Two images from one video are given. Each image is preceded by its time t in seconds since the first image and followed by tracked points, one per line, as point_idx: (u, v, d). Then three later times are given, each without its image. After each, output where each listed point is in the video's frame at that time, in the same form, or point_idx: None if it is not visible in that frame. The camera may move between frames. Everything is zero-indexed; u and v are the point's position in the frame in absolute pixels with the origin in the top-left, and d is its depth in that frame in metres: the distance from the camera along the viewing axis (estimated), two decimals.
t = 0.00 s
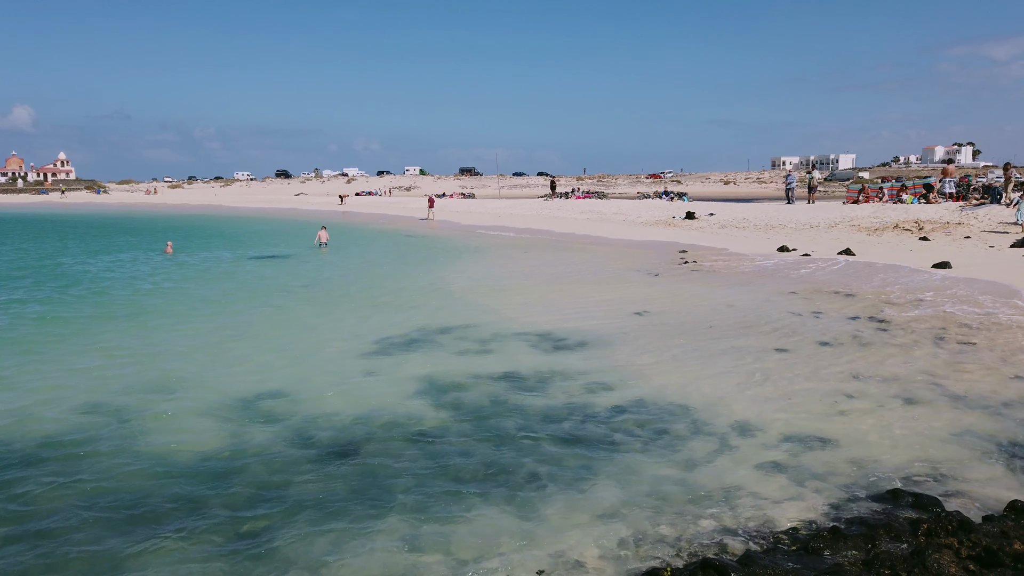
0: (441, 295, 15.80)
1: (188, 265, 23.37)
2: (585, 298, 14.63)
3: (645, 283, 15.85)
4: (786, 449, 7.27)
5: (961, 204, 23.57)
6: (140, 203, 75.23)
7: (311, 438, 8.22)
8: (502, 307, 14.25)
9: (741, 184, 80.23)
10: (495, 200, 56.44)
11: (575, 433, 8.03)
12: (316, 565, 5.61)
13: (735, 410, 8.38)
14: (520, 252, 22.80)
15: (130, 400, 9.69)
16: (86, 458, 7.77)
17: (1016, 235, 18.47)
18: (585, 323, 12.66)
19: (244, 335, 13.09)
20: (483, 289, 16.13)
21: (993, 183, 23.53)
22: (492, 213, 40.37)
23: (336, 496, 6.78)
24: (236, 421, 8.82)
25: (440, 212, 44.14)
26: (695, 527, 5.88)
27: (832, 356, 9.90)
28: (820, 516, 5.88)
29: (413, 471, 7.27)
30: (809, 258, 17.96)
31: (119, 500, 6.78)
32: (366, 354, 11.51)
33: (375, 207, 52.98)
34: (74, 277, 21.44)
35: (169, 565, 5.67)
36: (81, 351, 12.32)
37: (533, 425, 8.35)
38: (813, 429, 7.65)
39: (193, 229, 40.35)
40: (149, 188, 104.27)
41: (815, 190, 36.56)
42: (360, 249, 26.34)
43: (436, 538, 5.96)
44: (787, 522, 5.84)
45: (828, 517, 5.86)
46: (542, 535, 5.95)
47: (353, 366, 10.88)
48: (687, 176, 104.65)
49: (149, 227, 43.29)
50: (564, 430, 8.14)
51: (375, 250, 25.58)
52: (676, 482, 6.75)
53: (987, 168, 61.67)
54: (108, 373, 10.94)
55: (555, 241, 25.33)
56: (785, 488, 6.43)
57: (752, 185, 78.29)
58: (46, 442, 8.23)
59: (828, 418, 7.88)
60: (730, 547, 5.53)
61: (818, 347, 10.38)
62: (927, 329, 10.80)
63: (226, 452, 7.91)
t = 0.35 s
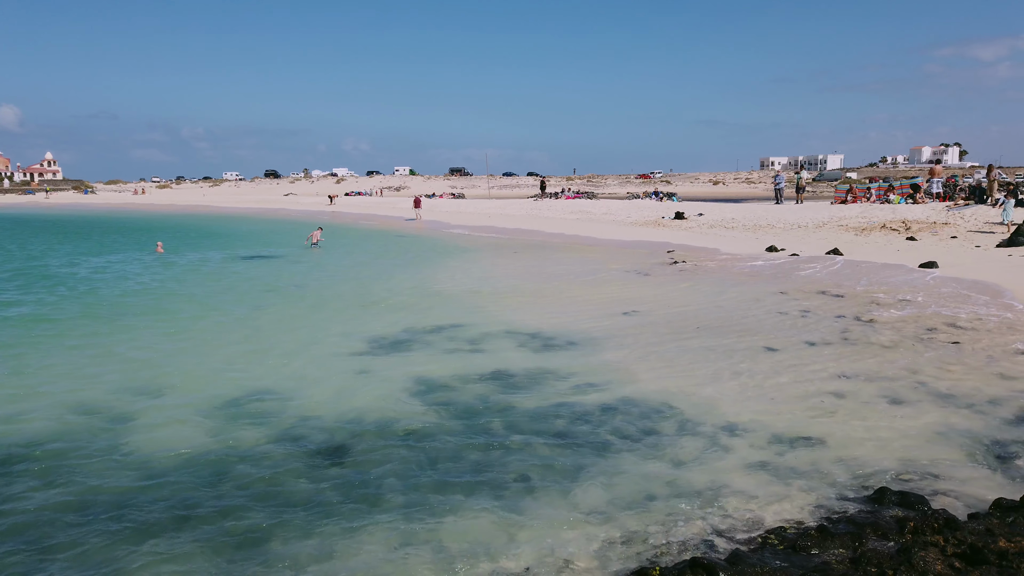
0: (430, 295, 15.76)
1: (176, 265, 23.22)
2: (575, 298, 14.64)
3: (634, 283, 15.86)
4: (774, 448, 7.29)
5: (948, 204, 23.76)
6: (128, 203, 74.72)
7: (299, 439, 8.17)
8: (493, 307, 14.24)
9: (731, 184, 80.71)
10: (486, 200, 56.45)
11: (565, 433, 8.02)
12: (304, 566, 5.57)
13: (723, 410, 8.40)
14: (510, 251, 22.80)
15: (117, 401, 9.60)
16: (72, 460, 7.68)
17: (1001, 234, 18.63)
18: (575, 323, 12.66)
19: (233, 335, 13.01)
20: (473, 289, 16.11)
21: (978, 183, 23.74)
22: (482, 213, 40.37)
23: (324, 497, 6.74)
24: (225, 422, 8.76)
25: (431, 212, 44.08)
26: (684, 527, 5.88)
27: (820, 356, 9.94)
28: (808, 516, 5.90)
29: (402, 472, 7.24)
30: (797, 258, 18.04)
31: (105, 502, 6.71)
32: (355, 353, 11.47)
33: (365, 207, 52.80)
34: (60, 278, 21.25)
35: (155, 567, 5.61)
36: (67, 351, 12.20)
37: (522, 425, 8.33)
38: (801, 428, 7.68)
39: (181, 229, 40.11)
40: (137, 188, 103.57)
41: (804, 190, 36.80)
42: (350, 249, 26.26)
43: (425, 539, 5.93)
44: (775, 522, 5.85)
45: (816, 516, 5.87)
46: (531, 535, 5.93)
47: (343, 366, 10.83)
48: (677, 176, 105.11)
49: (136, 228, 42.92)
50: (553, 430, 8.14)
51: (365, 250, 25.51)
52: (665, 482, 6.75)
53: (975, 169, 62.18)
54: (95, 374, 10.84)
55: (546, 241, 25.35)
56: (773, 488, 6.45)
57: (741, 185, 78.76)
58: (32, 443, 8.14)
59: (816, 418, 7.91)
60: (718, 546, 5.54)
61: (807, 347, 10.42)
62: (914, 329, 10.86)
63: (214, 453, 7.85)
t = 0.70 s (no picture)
0: (420, 295, 15.70)
1: (163, 266, 23.04)
2: (565, 297, 14.64)
3: (623, 283, 15.88)
4: (762, 448, 7.32)
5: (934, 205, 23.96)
6: (115, 203, 74.10)
7: (289, 439, 8.13)
8: (483, 307, 14.22)
9: (720, 184, 81.15)
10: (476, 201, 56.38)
11: (554, 433, 8.02)
12: (292, 569, 5.53)
13: (712, 410, 8.42)
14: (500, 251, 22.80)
15: (103, 403, 9.51)
16: (57, 463, 7.61)
17: (986, 234, 18.81)
18: (564, 322, 12.66)
19: (221, 336, 12.93)
20: (463, 289, 16.09)
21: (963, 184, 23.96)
22: (472, 213, 40.36)
23: (312, 498, 6.70)
24: (213, 423, 8.70)
25: (420, 212, 44.01)
26: (673, 527, 5.89)
27: (808, 355, 9.99)
28: (795, 516, 5.92)
29: (391, 472, 7.21)
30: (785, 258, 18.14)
31: (90, 504, 6.64)
32: (346, 354, 11.42)
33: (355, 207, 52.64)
34: (46, 279, 21.05)
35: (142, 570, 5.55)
36: (53, 353, 12.08)
37: (511, 424, 8.32)
38: (789, 428, 7.71)
39: (168, 229, 39.81)
40: (124, 188, 102.75)
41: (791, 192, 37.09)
42: (339, 249, 26.15)
43: (413, 539, 5.91)
44: (763, 521, 5.87)
45: (803, 516, 5.90)
46: (520, 535, 5.92)
47: (333, 366, 10.79)
48: (666, 176, 105.43)
49: (123, 228, 42.64)
50: (543, 429, 8.14)
51: (354, 250, 25.44)
52: (654, 482, 6.77)
53: (961, 169, 62.81)
54: (81, 376, 10.74)
55: (535, 241, 25.36)
56: (761, 488, 6.48)
57: (730, 185, 79.24)
58: (17, 447, 8.06)
59: (803, 417, 7.95)
60: (704, 545, 5.57)
61: (794, 346, 10.47)
62: (901, 328, 10.94)
63: (202, 454, 7.79)
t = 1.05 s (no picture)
0: (408, 295, 15.65)
1: (149, 266, 22.82)
2: (553, 297, 14.63)
3: (611, 283, 15.89)
4: (750, 447, 7.35)
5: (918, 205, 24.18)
6: (100, 203, 73.38)
7: (277, 441, 8.08)
8: (471, 307, 14.19)
9: (707, 184, 81.58)
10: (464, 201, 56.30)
11: (542, 433, 8.01)
12: (279, 570, 5.49)
13: (699, 409, 8.45)
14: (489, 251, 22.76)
15: (88, 405, 9.41)
16: (41, 466, 7.52)
17: (970, 234, 19.00)
18: (553, 322, 12.66)
19: (208, 337, 12.85)
20: (451, 289, 16.05)
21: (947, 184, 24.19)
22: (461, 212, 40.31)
23: (299, 499, 6.66)
24: (199, 425, 8.63)
25: (409, 212, 43.89)
26: (661, 526, 5.90)
27: (795, 355, 10.04)
28: (782, 514, 5.95)
29: (379, 473, 7.18)
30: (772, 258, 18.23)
31: (74, 507, 6.56)
32: (333, 354, 11.36)
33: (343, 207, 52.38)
34: (30, 280, 20.81)
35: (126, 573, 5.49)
36: (38, 355, 11.96)
37: (500, 425, 8.31)
38: (776, 427, 7.75)
39: (154, 229, 39.47)
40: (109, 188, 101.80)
41: (777, 192, 37.31)
42: (327, 249, 26.02)
43: (401, 540, 5.88)
44: (751, 520, 5.90)
45: (790, 514, 5.93)
46: (508, 535, 5.91)
47: (320, 367, 10.74)
48: (654, 176, 105.77)
49: (108, 228, 42.26)
50: (531, 429, 8.13)
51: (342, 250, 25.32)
52: (641, 481, 6.78)
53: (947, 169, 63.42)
54: (66, 378, 10.62)
55: (524, 241, 25.36)
56: (749, 486, 6.51)
57: (717, 185, 79.69)
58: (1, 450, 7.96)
59: (790, 416, 7.99)
60: (692, 544, 5.58)
61: (781, 346, 10.52)
62: (885, 328, 11.03)
63: (188, 456, 7.73)
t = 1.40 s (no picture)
0: (396, 296, 15.61)
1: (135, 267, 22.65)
2: (541, 297, 14.62)
3: (599, 283, 15.90)
4: (737, 446, 7.37)
5: (903, 205, 24.39)
6: (85, 203, 72.72)
7: (264, 442, 8.03)
8: (459, 307, 14.16)
9: (695, 184, 82.00)
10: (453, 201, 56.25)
11: (531, 433, 8.00)
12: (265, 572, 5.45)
13: (687, 409, 8.46)
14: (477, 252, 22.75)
15: (74, 406, 9.33)
16: (25, 467, 7.44)
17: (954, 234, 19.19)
18: (541, 322, 12.66)
19: (196, 337, 12.78)
20: (439, 289, 16.02)
21: (932, 184, 24.42)
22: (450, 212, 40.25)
23: (286, 500, 6.61)
24: (186, 426, 8.58)
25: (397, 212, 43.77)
26: (649, 525, 5.90)
27: (782, 354, 10.09)
28: (769, 513, 5.97)
29: (366, 474, 7.15)
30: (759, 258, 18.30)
31: (58, 509, 6.49)
32: (321, 354, 11.33)
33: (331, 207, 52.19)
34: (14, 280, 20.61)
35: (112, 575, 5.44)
36: (22, 356, 11.84)
37: (488, 425, 8.29)
38: (763, 426, 7.78)
39: (139, 229, 39.23)
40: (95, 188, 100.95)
41: (765, 193, 37.50)
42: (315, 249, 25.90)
43: (389, 540, 5.85)
44: (739, 518, 5.91)
45: (777, 512, 5.95)
46: (497, 535, 5.89)
47: (308, 367, 10.70)
48: (642, 176, 106.08)
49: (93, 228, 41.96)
50: (519, 429, 8.12)
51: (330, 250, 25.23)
52: (630, 480, 6.79)
53: (932, 169, 64.06)
54: (51, 378, 10.53)
55: (512, 241, 25.35)
56: (736, 485, 6.53)
57: (705, 185, 80.09)
58: None
59: (777, 416, 8.02)
60: (681, 543, 5.58)
61: (768, 345, 10.55)
62: (870, 327, 11.10)
63: (175, 457, 7.67)
